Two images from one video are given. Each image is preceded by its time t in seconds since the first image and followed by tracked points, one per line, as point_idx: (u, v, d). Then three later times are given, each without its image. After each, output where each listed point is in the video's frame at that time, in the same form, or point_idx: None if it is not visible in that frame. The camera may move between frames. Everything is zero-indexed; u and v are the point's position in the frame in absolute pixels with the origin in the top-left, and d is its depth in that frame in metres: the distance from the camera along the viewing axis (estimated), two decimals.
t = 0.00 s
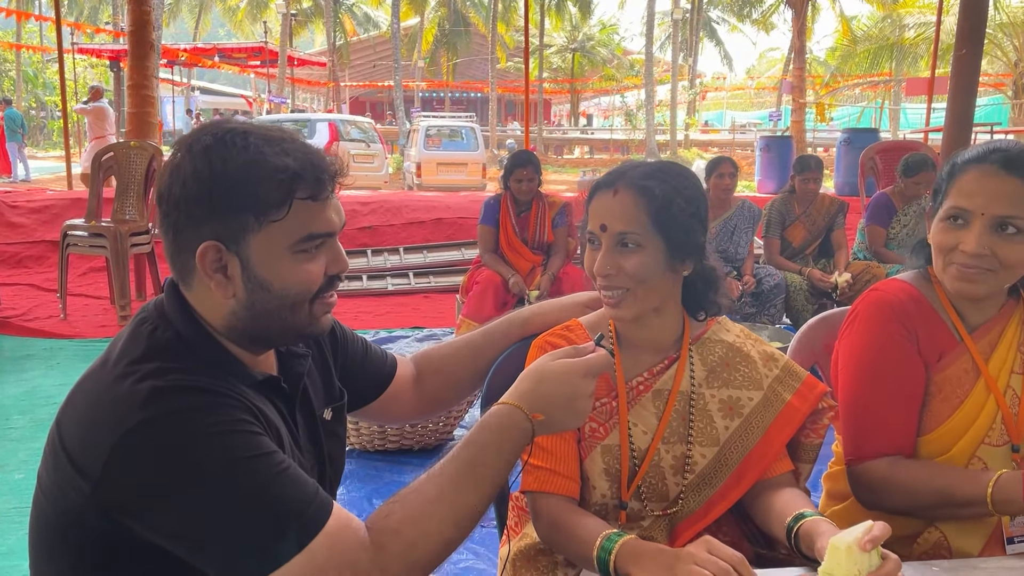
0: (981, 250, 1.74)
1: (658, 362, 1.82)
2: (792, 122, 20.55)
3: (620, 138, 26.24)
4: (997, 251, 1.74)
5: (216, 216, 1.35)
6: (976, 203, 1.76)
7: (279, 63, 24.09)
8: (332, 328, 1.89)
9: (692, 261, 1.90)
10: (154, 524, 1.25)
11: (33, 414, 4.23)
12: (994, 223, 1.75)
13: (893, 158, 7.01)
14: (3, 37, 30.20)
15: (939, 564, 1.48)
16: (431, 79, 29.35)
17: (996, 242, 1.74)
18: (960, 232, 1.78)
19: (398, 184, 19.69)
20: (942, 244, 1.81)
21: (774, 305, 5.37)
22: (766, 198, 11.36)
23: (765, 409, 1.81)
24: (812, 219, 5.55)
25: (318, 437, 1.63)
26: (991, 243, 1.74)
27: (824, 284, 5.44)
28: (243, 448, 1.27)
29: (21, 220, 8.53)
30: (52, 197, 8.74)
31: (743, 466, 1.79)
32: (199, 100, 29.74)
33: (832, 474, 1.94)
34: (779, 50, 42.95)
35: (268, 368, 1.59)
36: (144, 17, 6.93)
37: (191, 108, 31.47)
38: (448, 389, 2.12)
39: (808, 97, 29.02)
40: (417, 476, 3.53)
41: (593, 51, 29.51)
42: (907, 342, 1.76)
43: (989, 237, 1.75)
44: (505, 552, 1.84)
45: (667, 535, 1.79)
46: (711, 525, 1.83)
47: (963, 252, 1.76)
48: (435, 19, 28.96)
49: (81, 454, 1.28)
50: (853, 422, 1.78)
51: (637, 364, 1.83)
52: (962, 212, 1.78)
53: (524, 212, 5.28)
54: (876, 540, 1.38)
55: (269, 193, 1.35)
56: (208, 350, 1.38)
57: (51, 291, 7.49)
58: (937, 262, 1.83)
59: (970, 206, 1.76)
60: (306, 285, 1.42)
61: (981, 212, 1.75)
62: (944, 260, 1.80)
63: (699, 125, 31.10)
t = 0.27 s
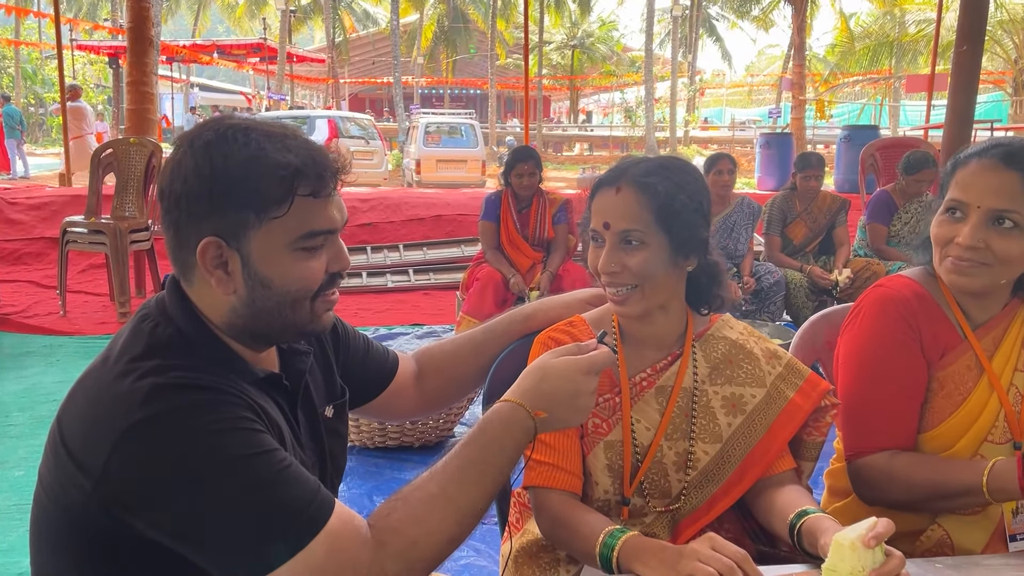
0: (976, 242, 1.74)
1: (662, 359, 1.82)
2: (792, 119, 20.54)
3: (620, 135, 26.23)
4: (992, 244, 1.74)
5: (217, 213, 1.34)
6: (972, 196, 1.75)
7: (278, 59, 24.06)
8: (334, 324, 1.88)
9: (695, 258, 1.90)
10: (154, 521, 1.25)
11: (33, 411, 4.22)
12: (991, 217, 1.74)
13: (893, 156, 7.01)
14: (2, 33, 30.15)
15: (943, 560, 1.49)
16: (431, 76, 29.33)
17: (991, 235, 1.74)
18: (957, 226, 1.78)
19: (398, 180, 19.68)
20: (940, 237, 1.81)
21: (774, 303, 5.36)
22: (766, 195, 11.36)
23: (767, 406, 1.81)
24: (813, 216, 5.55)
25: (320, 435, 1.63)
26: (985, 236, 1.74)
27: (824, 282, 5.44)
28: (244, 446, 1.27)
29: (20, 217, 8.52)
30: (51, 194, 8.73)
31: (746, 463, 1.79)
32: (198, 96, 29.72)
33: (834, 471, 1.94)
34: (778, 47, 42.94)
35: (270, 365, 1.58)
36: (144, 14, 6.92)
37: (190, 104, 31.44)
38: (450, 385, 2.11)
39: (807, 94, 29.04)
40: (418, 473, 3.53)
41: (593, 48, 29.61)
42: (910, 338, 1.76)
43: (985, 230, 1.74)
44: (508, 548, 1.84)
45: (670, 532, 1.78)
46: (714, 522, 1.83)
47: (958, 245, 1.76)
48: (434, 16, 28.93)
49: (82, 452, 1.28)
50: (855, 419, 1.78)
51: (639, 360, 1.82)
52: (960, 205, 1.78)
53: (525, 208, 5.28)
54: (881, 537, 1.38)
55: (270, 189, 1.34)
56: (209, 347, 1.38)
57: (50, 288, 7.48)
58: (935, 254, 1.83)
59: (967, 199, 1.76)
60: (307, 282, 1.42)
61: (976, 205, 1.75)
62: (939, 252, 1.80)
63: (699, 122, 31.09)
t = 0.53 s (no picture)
0: (979, 241, 1.73)
1: (664, 356, 1.81)
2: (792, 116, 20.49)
3: (620, 133, 26.20)
4: (995, 244, 1.73)
5: (223, 208, 1.34)
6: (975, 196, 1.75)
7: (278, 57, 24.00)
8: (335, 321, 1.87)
9: (697, 255, 1.89)
10: (155, 522, 1.24)
11: (34, 408, 4.22)
12: (993, 217, 1.74)
13: (894, 153, 7.01)
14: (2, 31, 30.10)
15: (947, 557, 1.49)
16: (431, 74, 29.30)
17: (994, 235, 1.73)
18: (962, 225, 1.77)
19: (398, 178, 19.64)
20: (944, 235, 1.80)
21: (776, 299, 5.35)
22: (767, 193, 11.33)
23: (770, 404, 1.80)
24: (814, 213, 5.55)
25: (324, 432, 1.62)
26: (988, 236, 1.73)
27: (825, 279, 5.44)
28: (247, 450, 1.26)
29: (20, 215, 8.52)
30: (51, 192, 8.73)
31: (750, 460, 1.78)
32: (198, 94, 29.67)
33: (838, 468, 1.94)
34: (778, 44, 42.86)
35: (274, 363, 1.58)
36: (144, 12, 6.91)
37: (190, 102, 31.41)
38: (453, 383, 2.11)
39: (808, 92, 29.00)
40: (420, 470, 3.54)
41: (593, 45, 29.54)
42: (915, 336, 1.76)
43: (986, 230, 1.74)
44: (511, 546, 1.84)
45: (674, 530, 1.78)
46: (718, 520, 1.82)
47: (961, 245, 1.76)
48: (434, 13, 28.88)
49: (87, 448, 1.27)
50: (859, 417, 1.78)
51: (642, 357, 1.81)
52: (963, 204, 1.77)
53: (526, 205, 5.27)
54: (884, 535, 1.37)
55: (275, 183, 1.34)
56: (214, 345, 1.37)
57: (51, 286, 7.48)
58: (940, 253, 1.82)
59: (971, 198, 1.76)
60: (313, 278, 1.41)
61: (979, 204, 1.75)
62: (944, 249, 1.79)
63: (699, 120, 31.05)
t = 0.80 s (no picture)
0: (980, 244, 1.73)
1: (665, 356, 1.81)
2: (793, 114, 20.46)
3: (621, 131, 26.17)
4: (997, 246, 1.72)
5: (241, 202, 1.34)
6: (981, 196, 1.74)
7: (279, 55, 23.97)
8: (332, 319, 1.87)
9: (699, 254, 1.89)
10: (152, 529, 1.24)
11: (35, 406, 4.22)
12: (997, 220, 1.73)
13: (894, 152, 7.00)
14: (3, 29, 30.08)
15: (948, 556, 1.49)
16: (431, 72, 29.27)
17: (997, 237, 1.73)
18: (964, 226, 1.77)
19: (399, 176, 19.63)
20: (948, 236, 1.80)
21: (776, 298, 5.35)
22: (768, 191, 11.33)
23: (771, 403, 1.80)
24: (815, 212, 5.54)
25: (326, 432, 1.62)
26: (992, 237, 1.73)
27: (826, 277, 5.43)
28: (248, 463, 1.26)
29: (22, 213, 8.53)
30: (52, 190, 8.76)
31: (752, 459, 1.78)
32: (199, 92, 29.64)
33: (840, 467, 1.94)
34: (780, 42, 42.79)
35: (276, 363, 1.58)
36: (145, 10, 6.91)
37: (192, 100, 31.40)
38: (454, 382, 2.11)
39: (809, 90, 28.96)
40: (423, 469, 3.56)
41: (593, 43, 29.51)
42: (920, 336, 1.75)
43: (992, 232, 1.73)
44: (511, 545, 1.84)
45: (675, 529, 1.79)
46: (719, 519, 1.82)
47: (965, 246, 1.75)
48: (435, 11, 28.84)
49: (88, 449, 1.27)
50: (862, 417, 1.77)
51: (644, 357, 1.81)
52: (967, 206, 1.77)
53: (526, 204, 5.28)
54: (887, 535, 1.37)
55: (294, 180, 1.34)
56: (219, 347, 1.37)
57: (52, 284, 7.49)
58: (944, 252, 1.82)
59: (977, 199, 1.75)
60: (328, 276, 1.41)
61: (984, 206, 1.74)
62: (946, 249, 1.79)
63: (700, 118, 31.01)
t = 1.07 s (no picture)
0: (983, 245, 1.73)
1: (664, 355, 1.81)
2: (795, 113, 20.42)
3: (623, 130, 26.13)
4: (999, 247, 1.73)
5: (243, 201, 1.34)
6: (984, 197, 1.75)
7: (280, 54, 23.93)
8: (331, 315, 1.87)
9: (698, 253, 1.89)
10: (153, 526, 1.25)
11: (37, 405, 4.23)
12: (999, 221, 1.73)
13: (895, 150, 6.99)
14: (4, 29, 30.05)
15: (949, 554, 1.49)
16: (433, 71, 29.23)
17: (998, 238, 1.73)
18: (968, 226, 1.78)
19: (400, 175, 19.60)
20: (950, 235, 1.81)
21: (778, 297, 5.35)
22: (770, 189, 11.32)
23: (771, 401, 1.80)
24: (816, 211, 5.54)
25: (327, 429, 1.62)
26: (994, 239, 1.73)
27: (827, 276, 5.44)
28: (249, 460, 1.27)
29: (24, 212, 8.56)
30: (53, 189, 8.81)
31: (751, 458, 1.78)
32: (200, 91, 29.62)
33: (839, 465, 1.94)
34: (781, 41, 42.73)
35: (277, 362, 1.58)
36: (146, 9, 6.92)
37: (193, 99, 31.38)
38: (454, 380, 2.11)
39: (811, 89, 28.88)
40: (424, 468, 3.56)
41: (595, 42, 29.45)
42: (921, 335, 1.76)
43: (992, 233, 1.74)
44: (511, 544, 1.84)
45: (676, 527, 1.79)
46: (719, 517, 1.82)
47: (966, 246, 1.75)
48: (436, 10, 28.80)
49: (89, 446, 1.27)
50: (862, 415, 1.77)
51: (643, 356, 1.81)
52: (972, 206, 1.77)
53: (527, 203, 5.29)
54: (887, 533, 1.37)
55: (296, 179, 1.35)
56: (220, 345, 1.37)
57: (54, 283, 7.50)
58: (946, 252, 1.82)
59: (980, 201, 1.75)
60: (329, 274, 1.42)
61: (987, 207, 1.74)
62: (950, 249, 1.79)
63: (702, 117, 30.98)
